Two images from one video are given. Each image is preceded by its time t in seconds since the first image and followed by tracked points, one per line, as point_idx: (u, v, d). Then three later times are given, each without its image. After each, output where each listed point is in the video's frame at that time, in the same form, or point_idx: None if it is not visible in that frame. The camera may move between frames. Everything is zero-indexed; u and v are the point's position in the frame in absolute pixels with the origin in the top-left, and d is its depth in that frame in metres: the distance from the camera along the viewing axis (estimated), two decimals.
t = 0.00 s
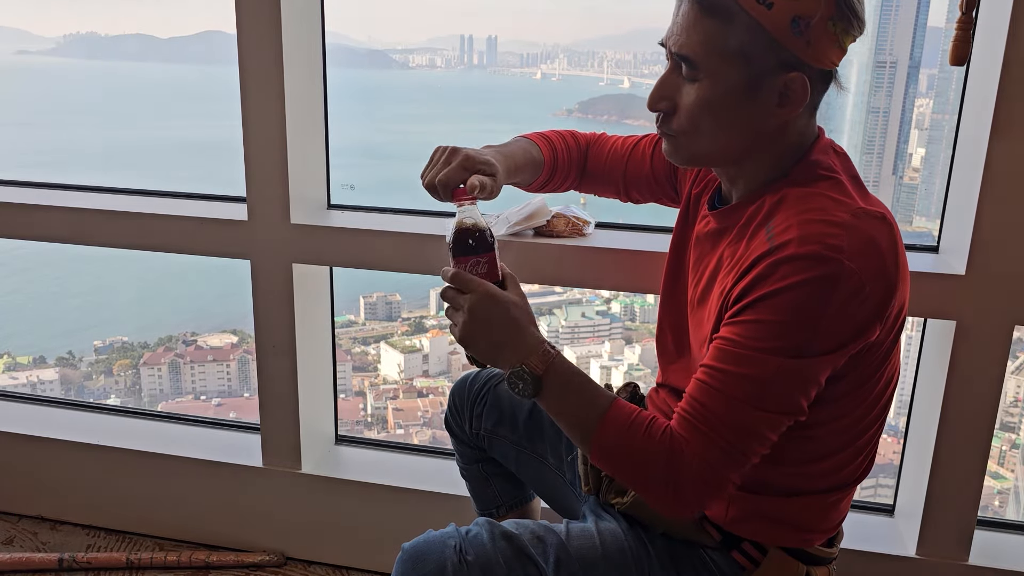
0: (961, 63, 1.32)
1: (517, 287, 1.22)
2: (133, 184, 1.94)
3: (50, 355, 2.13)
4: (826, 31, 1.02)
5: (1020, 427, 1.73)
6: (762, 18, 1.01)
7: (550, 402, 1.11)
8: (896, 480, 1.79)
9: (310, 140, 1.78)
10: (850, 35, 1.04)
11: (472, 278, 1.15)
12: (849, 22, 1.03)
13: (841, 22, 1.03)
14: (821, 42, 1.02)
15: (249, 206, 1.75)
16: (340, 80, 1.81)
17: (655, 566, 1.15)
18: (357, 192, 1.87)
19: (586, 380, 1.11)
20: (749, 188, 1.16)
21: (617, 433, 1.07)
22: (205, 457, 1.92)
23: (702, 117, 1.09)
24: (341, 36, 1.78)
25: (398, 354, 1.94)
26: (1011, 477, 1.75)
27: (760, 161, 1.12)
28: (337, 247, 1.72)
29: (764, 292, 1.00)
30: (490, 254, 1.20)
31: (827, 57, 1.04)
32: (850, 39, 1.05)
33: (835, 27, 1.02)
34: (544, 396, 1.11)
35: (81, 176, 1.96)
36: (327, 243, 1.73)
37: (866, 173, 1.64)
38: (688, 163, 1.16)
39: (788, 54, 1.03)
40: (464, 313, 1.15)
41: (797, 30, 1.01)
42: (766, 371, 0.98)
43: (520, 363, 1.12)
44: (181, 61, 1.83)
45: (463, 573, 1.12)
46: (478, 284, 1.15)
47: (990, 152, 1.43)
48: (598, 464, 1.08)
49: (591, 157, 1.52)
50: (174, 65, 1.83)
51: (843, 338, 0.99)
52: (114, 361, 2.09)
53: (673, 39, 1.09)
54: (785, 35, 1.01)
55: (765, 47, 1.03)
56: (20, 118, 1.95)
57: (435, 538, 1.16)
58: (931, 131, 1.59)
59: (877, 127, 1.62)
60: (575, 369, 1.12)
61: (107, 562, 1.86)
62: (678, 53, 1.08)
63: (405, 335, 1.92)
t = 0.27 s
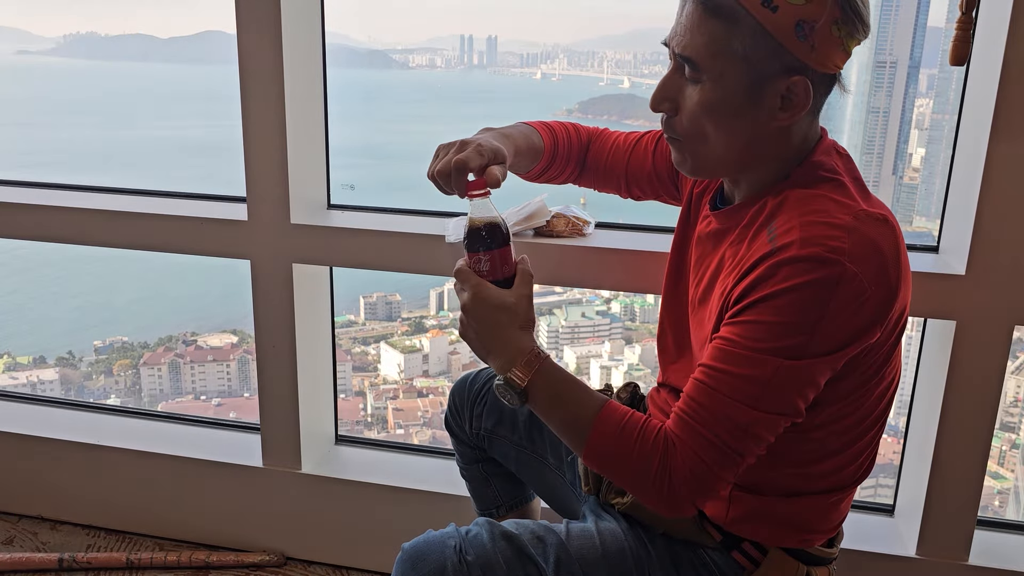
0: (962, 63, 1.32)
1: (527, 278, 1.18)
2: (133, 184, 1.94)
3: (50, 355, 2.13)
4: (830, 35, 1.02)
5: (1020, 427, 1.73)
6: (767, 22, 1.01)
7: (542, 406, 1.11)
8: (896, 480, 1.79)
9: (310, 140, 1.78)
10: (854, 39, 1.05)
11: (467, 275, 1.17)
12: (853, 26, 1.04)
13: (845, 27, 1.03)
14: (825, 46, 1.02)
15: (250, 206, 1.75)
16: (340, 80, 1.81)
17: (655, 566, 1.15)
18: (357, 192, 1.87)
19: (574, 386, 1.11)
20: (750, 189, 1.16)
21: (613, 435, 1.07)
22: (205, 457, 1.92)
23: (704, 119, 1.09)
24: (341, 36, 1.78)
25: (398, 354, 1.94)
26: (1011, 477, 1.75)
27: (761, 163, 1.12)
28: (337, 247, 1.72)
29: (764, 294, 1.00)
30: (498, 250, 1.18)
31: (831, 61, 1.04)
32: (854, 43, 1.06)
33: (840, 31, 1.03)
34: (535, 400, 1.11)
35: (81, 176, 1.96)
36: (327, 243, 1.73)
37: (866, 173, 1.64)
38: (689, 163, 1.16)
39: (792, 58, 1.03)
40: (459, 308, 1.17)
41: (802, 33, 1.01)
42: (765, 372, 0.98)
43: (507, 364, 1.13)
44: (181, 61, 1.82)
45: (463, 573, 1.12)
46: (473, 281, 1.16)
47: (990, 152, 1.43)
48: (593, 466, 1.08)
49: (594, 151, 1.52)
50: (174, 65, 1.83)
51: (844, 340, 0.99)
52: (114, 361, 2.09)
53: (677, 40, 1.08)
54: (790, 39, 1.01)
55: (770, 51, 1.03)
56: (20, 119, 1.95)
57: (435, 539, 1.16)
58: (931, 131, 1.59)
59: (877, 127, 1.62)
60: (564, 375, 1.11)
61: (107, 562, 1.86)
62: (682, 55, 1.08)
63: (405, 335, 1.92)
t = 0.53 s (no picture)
0: (962, 63, 1.32)
1: (521, 288, 1.19)
2: (132, 184, 1.94)
3: (50, 355, 2.13)
4: (835, 37, 1.02)
5: (1020, 427, 1.73)
6: (771, 23, 1.00)
7: (541, 411, 1.11)
8: (896, 480, 1.79)
9: (310, 140, 1.78)
10: (858, 40, 1.05)
11: (462, 283, 1.17)
12: (857, 27, 1.04)
13: (849, 28, 1.03)
14: (829, 48, 1.02)
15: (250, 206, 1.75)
16: (340, 80, 1.81)
17: (655, 567, 1.15)
18: (357, 192, 1.87)
19: (574, 390, 1.11)
20: (752, 190, 1.16)
21: (613, 438, 1.07)
22: (205, 457, 1.92)
23: (707, 121, 1.09)
24: (341, 36, 1.78)
25: (398, 354, 1.94)
26: (1011, 477, 1.75)
27: (763, 164, 1.13)
28: (337, 247, 1.72)
29: (768, 296, 1.00)
30: (492, 259, 1.19)
31: (835, 62, 1.04)
32: (858, 45, 1.06)
33: (844, 33, 1.03)
34: (534, 406, 1.11)
35: (81, 176, 1.96)
36: (327, 243, 1.73)
37: (866, 173, 1.64)
38: (691, 164, 1.16)
39: (796, 60, 1.03)
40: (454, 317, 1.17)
41: (806, 35, 1.01)
42: (767, 375, 0.98)
43: (505, 371, 1.12)
44: (181, 61, 1.83)
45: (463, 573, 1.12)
46: (467, 290, 1.16)
47: (990, 152, 1.43)
48: (593, 470, 1.08)
49: (599, 144, 1.53)
50: (174, 65, 1.83)
51: (847, 342, 0.99)
52: (114, 361, 2.09)
53: (680, 41, 1.08)
54: (794, 41, 1.01)
55: (773, 53, 1.03)
56: (20, 119, 1.95)
57: (435, 539, 1.16)
58: (931, 131, 1.59)
59: (877, 127, 1.62)
60: (563, 380, 1.12)
61: (107, 562, 1.86)
62: (684, 56, 1.08)
63: (405, 335, 1.92)
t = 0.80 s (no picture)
0: (962, 63, 1.32)
1: (521, 292, 1.19)
2: (132, 184, 1.94)
3: (50, 355, 2.13)
4: (834, 37, 1.02)
5: (1020, 427, 1.73)
6: (770, 24, 1.00)
7: (543, 412, 1.11)
8: (896, 480, 1.79)
9: (310, 140, 1.78)
10: (857, 41, 1.05)
11: (463, 286, 1.16)
12: (856, 28, 1.04)
13: (848, 29, 1.03)
14: (829, 49, 1.02)
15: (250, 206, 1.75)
16: (340, 80, 1.81)
17: (656, 567, 1.15)
18: (357, 192, 1.87)
19: (575, 390, 1.11)
20: (752, 191, 1.16)
21: (614, 439, 1.07)
22: (205, 457, 1.92)
23: (707, 122, 1.09)
24: (341, 36, 1.78)
25: (398, 354, 1.94)
26: (1011, 477, 1.75)
27: (763, 165, 1.12)
28: (337, 247, 1.72)
29: (769, 297, 1.00)
30: (494, 263, 1.19)
31: (834, 62, 1.04)
32: (857, 45, 1.06)
33: (843, 33, 1.03)
34: (535, 406, 1.11)
35: (81, 176, 1.96)
36: (327, 243, 1.73)
37: (866, 172, 1.64)
38: (691, 164, 1.16)
39: (794, 60, 1.03)
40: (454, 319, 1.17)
41: (806, 36, 1.00)
42: (769, 376, 0.98)
43: (507, 372, 1.12)
44: (180, 61, 1.83)
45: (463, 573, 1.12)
46: (469, 292, 1.16)
47: (990, 152, 1.43)
48: (593, 471, 1.08)
49: (601, 141, 1.52)
50: (174, 65, 1.83)
51: (848, 343, 0.99)
52: (114, 361, 2.09)
53: (680, 42, 1.08)
54: (793, 42, 1.01)
55: (772, 54, 1.03)
56: (20, 119, 1.95)
57: (435, 539, 1.16)
58: (931, 131, 1.59)
59: (877, 127, 1.62)
60: (564, 381, 1.12)
61: (107, 562, 1.86)
62: (684, 57, 1.08)
63: (405, 335, 1.92)
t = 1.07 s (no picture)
0: (962, 63, 1.32)
1: (523, 290, 1.19)
2: (132, 184, 1.94)
3: (50, 355, 2.13)
4: (832, 37, 1.02)
5: (1020, 427, 1.73)
6: (767, 25, 1.00)
7: (544, 410, 1.11)
8: (896, 480, 1.79)
9: (310, 140, 1.78)
10: (855, 41, 1.05)
11: (464, 283, 1.17)
12: (854, 27, 1.04)
13: (846, 28, 1.03)
14: (826, 49, 1.02)
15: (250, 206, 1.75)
16: (341, 80, 1.81)
17: (656, 567, 1.15)
18: (357, 192, 1.87)
19: (575, 389, 1.11)
20: (753, 191, 1.16)
21: (614, 437, 1.07)
22: (205, 457, 1.92)
23: (706, 121, 1.09)
24: (341, 36, 1.78)
25: (398, 354, 1.94)
26: (1011, 477, 1.75)
27: (763, 165, 1.12)
28: (337, 247, 1.72)
29: (769, 297, 1.00)
30: (495, 260, 1.19)
31: (832, 62, 1.04)
32: (855, 44, 1.06)
33: (840, 32, 1.03)
34: (537, 404, 1.11)
35: (81, 176, 1.96)
36: (327, 243, 1.73)
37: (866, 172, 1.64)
38: (691, 164, 1.16)
39: (792, 59, 1.03)
40: (456, 316, 1.17)
41: (803, 36, 1.01)
42: (769, 376, 0.98)
43: (507, 369, 1.12)
44: (181, 61, 1.83)
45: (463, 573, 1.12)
46: (471, 289, 1.16)
47: (990, 153, 1.43)
48: (593, 469, 1.08)
49: (602, 142, 1.53)
50: (174, 65, 1.83)
51: (848, 342, 0.99)
52: (114, 361, 2.09)
53: (678, 42, 1.08)
54: (790, 42, 1.01)
55: (770, 54, 1.02)
56: (20, 119, 1.95)
57: (435, 538, 1.16)
58: (931, 131, 1.59)
59: (877, 127, 1.62)
60: (566, 379, 1.12)
61: (107, 562, 1.86)
62: (683, 57, 1.08)
63: (405, 335, 1.92)
